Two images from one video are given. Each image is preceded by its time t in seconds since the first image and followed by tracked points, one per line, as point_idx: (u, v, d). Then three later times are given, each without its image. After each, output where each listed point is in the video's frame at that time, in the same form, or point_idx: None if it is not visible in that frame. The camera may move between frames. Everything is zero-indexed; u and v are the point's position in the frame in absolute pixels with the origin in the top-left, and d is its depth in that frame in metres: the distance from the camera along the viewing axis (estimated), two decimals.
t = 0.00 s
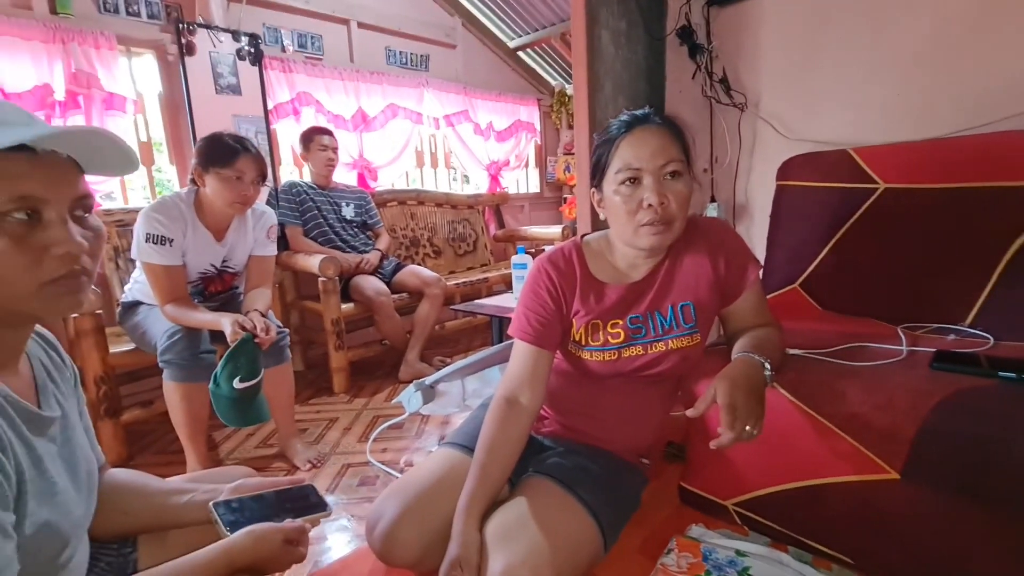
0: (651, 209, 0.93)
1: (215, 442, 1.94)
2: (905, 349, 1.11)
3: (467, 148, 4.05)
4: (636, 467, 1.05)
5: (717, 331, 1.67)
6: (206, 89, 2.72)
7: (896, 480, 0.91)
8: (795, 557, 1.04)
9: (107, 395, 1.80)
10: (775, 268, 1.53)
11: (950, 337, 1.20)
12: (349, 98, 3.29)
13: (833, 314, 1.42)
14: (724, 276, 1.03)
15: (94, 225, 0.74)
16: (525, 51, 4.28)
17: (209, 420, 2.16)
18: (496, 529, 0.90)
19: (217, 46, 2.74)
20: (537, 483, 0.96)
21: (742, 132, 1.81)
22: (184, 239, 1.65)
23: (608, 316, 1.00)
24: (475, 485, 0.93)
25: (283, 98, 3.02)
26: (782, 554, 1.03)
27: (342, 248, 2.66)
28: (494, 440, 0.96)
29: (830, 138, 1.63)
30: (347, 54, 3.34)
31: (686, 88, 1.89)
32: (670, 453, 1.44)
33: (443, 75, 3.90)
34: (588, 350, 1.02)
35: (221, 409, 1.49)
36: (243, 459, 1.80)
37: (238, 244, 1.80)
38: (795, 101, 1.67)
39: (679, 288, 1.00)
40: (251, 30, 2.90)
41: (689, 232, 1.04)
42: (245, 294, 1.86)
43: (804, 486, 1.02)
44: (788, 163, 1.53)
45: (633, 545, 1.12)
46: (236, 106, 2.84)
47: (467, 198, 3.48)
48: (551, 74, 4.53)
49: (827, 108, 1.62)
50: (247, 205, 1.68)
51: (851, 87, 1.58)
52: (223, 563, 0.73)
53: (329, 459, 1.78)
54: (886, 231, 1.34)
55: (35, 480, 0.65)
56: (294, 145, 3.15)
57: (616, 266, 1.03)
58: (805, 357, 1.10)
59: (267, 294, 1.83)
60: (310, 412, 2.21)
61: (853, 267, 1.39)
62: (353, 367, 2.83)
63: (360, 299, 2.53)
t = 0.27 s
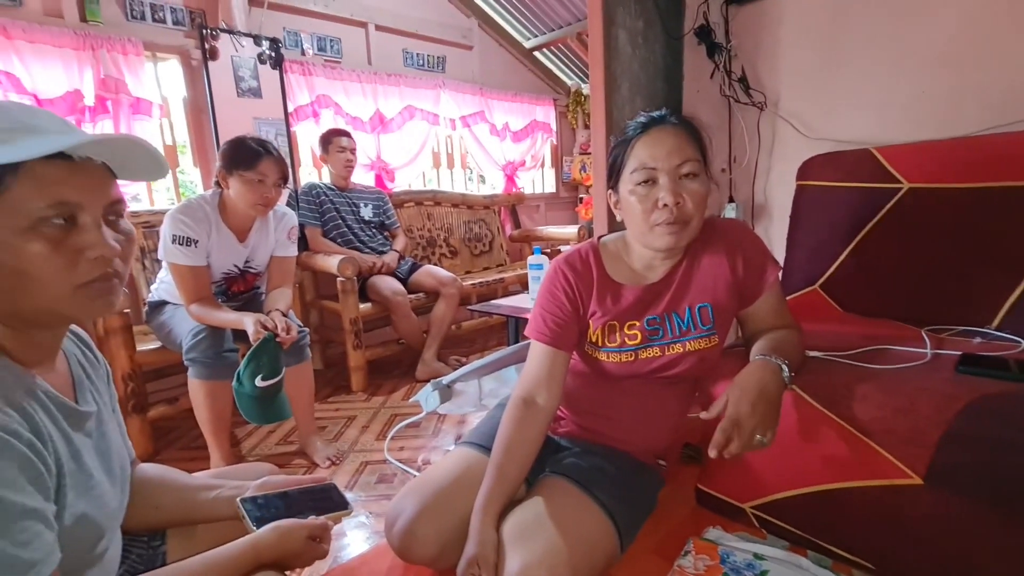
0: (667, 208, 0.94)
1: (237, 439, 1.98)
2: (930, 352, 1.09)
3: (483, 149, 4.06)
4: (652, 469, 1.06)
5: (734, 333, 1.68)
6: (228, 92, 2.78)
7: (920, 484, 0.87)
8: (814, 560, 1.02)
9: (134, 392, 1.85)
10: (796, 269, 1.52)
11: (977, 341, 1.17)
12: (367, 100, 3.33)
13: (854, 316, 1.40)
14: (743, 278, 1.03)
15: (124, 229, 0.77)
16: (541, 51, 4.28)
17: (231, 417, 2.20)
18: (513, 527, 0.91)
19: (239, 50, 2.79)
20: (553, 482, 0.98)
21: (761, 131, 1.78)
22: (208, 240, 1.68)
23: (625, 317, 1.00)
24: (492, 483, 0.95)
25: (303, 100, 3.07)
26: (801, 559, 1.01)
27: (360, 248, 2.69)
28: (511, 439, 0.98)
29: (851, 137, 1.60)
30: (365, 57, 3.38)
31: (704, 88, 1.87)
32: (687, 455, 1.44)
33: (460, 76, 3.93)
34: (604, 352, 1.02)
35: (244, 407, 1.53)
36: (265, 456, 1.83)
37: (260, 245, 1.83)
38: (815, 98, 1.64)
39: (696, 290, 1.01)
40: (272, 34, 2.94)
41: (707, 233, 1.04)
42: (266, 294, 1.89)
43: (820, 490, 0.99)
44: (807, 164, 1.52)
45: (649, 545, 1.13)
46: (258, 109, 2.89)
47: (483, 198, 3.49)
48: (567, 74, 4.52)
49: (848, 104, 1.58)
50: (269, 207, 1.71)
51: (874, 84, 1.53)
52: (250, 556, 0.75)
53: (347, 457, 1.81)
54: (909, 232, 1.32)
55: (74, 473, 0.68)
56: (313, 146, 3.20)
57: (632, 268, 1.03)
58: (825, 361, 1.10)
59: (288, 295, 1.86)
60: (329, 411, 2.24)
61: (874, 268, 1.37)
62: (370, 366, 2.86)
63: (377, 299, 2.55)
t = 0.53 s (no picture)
0: (680, 209, 0.94)
1: (256, 436, 2.02)
2: (950, 354, 1.06)
3: (497, 150, 4.08)
4: (666, 470, 1.06)
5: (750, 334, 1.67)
6: (248, 96, 2.82)
7: (940, 489, 0.86)
8: (831, 565, 1.01)
9: (157, 391, 1.89)
10: (812, 269, 1.47)
11: (999, 343, 1.12)
12: (383, 102, 3.36)
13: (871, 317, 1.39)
14: (759, 279, 1.03)
15: (145, 232, 0.79)
16: (555, 51, 4.28)
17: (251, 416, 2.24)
18: (528, 526, 0.92)
19: (257, 55, 2.83)
20: (567, 483, 0.98)
21: (778, 131, 1.75)
22: (228, 242, 1.71)
23: (639, 319, 1.01)
24: (506, 483, 0.96)
25: (320, 104, 3.11)
26: (818, 563, 1.01)
27: (377, 249, 2.73)
28: (525, 440, 0.99)
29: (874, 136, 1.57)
30: (381, 59, 3.41)
31: (721, 88, 1.83)
32: (702, 457, 1.43)
33: (474, 77, 3.94)
34: (619, 354, 1.03)
35: (262, 406, 1.56)
36: (283, 454, 1.87)
37: (278, 246, 1.86)
38: (833, 97, 1.61)
39: (711, 291, 1.01)
40: (289, 39, 2.98)
41: (721, 234, 1.05)
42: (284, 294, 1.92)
43: (837, 494, 0.98)
44: (825, 162, 1.46)
45: (665, 547, 1.13)
46: (276, 112, 2.94)
47: (497, 199, 3.50)
48: (581, 73, 4.52)
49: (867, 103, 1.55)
50: (286, 210, 1.73)
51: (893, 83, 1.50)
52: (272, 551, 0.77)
53: (364, 456, 1.83)
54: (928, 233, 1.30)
55: (105, 464, 0.70)
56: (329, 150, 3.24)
57: (646, 270, 1.04)
58: (842, 362, 1.08)
59: (306, 296, 1.89)
60: (346, 410, 2.27)
61: (896, 269, 1.33)
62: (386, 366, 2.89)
63: (392, 299, 2.58)
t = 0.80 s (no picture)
0: (687, 206, 0.94)
1: (267, 436, 2.04)
2: (967, 354, 1.05)
3: (506, 151, 4.08)
4: (675, 472, 1.06)
5: (760, 335, 1.66)
6: (259, 100, 2.85)
7: (954, 490, 0.85)
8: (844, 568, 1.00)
9: (171, 391, 1.91)
10: (824, 269, 1.44)
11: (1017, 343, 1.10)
12: (392, 104, 3.38)
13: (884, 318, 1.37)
14: (769, 279, 1.02)
15: (154, 229, 0.79)
16: (563, 51, 4.28)
17: (263, 416, 2.26)
18: (536, 529, 0.92)
19: (268, 58, 2.85)
20: (574, 484, 0.98)
21: (788, 129, 1.72)
22: (239, 244, 1.73)
23: (647, 319, 1.00)
24: (513, 484, 0.96)
25: (330, 106, 3.13)
26: (830, 567, 0.99)
27: (386, 250, 2.74)
28: (533, 440, 0.99)
29: (885, 134, 1.53)
30: (390, 61, 3.42)
31: (729, 86, 1.82)
32: (712, 458, 1.43)
33: (483, 78, 3.95)
34: (627, 354, 1.03)
35: (272, 406, 1.57)
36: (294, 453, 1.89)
37: (288, 248, 1.88)
38: (844, 93, 1.58)
39: (720, 291, 1.00)
40: (299, 43, 3.00)
41: (731, 233, 1.04)
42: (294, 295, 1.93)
43: (847, 496, 0.98)
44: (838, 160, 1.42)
45: (674, 548, 1.13)
46: (286, 115, 2.96)
47: (506, 199, 3.50)
48: (590, 73, 4.51)
49: (879, 99, 1.52)
50: (296, 212, 1.74)
51: (906, 80, 1.47)
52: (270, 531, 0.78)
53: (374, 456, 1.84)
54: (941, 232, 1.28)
55: (116, 461, 0.71)
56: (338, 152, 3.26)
57: (655, 269, 1.03)
58: (854, 363, 1.07)
59: (315, 297, 1.90)
60: (356, 410, 2.28)
61: (912, 266, 1.29)
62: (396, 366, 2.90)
63: (401, 300, 2.59)
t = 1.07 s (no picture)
0: (705, 214, 0.93)
1: (284, 438, 2.07)
2: (992, 361, 1.03)
3: (519, 154, 4.09)
4: (693, 478, 1.05)
5: (778, 340, 1.65)
6: (276, 106, 2.88)
7: (982, 502, 0.83)
8: None
9: (191, 392, 1.94)
10: (843, 273, 1.43)
11: None
12: (407, 109, 3.40)
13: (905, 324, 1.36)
14: (789, 285, 1.01)
15: (181, 236, 0.80)
16: (577, 54, 4.28)
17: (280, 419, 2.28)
18: (554, 533, 0.92)
19: (285, 65, 2.88)
20: (592, 490, 0.98)
21: (806, 132, 1.71)
22: (257, 249, 1.75)
23: (665, 325, 1.00)
24: (530, 488, 0.96)
25: (346, 111, 3.16)
26: None
27: (402, 255, 2.76)
28: (550, 445, 0.98)
29: (906, 138, 1.52)
30: (405, 66, 3.45)
31: (746, 89, 1.81)
32: (730, 465, 1.42)
33: (497, 83, 3.96)
34: (644, 359, 1.02)
35: (290, 409, 1.58)
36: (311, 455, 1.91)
37: (305, 252, 1.90)
38: (864, 96, 1.56)
39: (739, 297, 1.00)
40: (316, 49, 3.04)
41: (750, 239, 1.03)
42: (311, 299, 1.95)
43: (868, 506, 0.96)
44: (859, 161, 1.41)
45: (690, 556, 1.12)
46: (303, 120, 2.99)
47: (519, 203, 3.51)
48: (603, 76, 4.50)
49: (900, 102, 1.51)
50: (313, 217, 1.76)
51: (927, 82, 1.46)
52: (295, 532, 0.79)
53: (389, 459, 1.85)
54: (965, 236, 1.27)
55: (143, 462, 0.72)
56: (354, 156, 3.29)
57: (673, 275, 1.03)
58: (877, 370, 1.06)
59: (332, 301, 1.92)
60: (371, 412, 2.30)
61: (934, 273, 1.28)
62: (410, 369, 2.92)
63: (416, 304, 2.60)
